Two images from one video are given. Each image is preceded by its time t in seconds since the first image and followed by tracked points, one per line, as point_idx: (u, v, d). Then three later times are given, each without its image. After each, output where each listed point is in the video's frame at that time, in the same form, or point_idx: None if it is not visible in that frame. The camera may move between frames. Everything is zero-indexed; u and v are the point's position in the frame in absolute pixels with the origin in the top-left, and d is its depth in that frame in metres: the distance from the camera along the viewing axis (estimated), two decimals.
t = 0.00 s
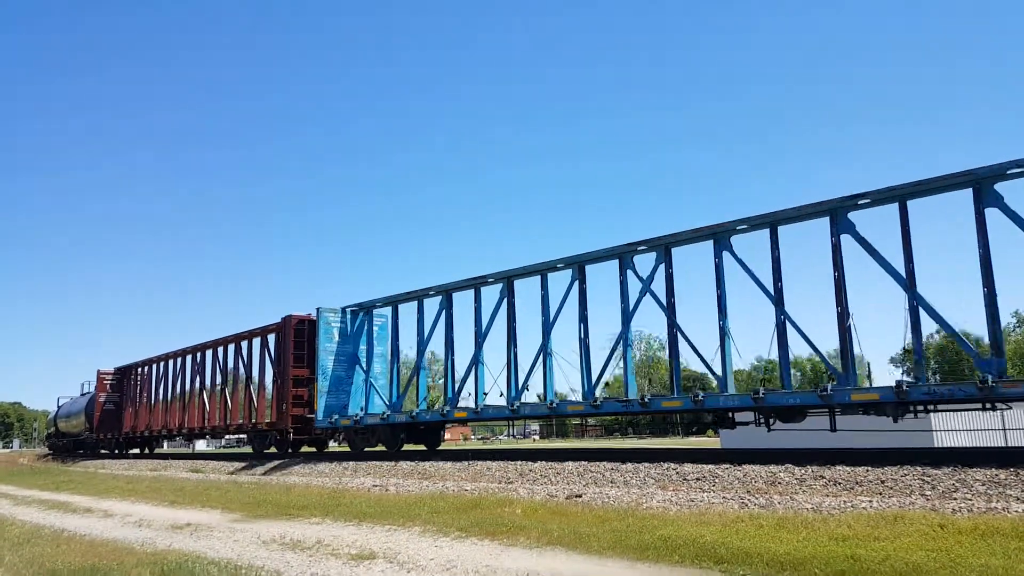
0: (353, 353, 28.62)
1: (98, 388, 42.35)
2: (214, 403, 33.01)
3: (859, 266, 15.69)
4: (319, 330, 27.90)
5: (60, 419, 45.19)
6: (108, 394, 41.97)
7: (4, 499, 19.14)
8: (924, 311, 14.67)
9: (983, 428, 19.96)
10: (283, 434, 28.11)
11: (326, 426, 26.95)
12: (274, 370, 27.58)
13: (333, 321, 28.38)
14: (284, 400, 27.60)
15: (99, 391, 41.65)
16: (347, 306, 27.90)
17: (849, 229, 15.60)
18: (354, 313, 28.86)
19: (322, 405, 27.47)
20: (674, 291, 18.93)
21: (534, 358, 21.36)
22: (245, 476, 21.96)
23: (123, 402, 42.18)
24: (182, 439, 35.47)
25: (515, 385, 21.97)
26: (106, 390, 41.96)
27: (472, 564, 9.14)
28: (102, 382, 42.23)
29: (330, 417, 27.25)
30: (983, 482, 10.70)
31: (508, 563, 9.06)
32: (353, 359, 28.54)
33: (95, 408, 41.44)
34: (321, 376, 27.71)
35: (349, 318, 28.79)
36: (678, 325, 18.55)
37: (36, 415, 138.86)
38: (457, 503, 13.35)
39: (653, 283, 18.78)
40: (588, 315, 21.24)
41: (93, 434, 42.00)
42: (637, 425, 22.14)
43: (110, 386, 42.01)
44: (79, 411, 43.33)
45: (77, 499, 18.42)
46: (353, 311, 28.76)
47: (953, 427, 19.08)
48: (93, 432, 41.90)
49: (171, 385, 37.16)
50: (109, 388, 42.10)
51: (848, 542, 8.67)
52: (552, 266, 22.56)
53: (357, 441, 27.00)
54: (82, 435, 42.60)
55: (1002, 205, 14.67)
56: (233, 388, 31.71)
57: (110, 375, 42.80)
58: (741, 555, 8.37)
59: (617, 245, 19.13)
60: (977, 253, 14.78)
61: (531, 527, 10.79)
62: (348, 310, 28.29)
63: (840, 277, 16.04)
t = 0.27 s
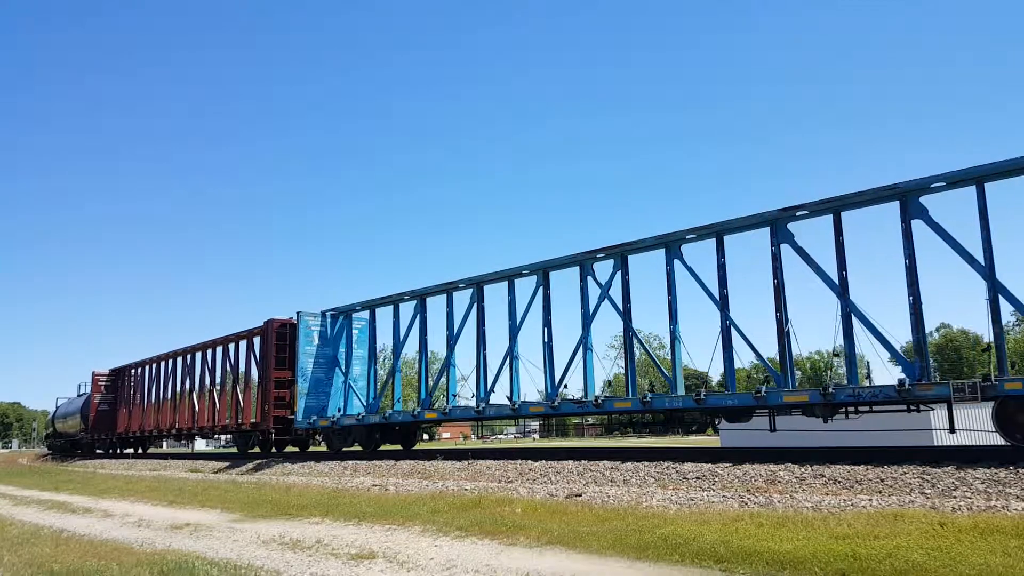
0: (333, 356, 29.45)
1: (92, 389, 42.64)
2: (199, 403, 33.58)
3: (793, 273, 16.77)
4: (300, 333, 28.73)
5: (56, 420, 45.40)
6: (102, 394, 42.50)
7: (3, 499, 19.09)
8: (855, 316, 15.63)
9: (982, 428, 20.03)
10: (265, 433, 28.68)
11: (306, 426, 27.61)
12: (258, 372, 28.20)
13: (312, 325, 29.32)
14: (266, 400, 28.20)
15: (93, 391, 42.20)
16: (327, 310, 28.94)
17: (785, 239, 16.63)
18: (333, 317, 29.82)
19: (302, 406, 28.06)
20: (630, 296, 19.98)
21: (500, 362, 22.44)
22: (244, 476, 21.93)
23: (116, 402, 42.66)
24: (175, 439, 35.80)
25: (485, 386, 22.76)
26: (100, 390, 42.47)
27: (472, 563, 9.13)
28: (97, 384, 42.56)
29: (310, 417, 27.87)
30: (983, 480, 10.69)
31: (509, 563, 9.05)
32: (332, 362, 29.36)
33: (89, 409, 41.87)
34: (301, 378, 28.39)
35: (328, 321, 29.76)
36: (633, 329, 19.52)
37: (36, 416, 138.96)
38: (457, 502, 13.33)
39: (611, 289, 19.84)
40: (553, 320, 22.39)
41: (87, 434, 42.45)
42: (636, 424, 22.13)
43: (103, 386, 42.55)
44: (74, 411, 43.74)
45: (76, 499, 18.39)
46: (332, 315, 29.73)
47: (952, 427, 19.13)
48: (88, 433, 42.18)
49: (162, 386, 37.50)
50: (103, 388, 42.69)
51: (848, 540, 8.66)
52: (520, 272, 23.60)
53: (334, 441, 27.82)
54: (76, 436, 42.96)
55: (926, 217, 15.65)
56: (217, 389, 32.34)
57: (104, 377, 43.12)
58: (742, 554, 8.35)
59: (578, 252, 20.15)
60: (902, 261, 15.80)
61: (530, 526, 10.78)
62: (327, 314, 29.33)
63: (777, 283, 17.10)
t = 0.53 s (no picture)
0: (314, 360, 30.27)
1: (89, 392, 43.10)
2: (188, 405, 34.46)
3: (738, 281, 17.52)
4: (281, 338, 29.49)
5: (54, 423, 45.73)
6: (97, 396, 42.99)
7: (3, 501, 19.08)
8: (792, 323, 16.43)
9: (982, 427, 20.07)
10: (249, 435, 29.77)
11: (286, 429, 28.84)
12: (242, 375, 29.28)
13: (294, 330, 30.04)
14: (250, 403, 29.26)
15: (89, 393, 42.89)
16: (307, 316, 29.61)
17: (730, 249, 17.44)
18: (314, 322, 30.51)
19: (283, 410, 29.22)
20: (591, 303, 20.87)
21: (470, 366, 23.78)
22: (245, 476, 21.94)
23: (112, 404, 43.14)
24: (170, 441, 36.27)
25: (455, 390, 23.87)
26: (96, 392, 42.96)
27: (472, 563, 9.15)
28: (94, 387, 43.03)
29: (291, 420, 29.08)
30: (983, 480, 10.70)
31: (509, 563, 9.05)
32: (313, 365, 30.19)
33: (86, 410, 42.37)
34: (283, 383, 29.42)
35: (309, 326, 30.50)
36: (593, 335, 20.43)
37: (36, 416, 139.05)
38: (458, 502, 13.34)
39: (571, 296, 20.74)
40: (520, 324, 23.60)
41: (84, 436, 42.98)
42: (637, 424, 22.05)
43: (99, 389, 43.19)
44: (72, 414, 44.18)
45: (77, 500, 18.38)
46: (312, 320, 30.42)
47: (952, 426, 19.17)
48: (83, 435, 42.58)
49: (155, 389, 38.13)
50: (99, 391, 43.43)
51: (848, 540, 8.67)
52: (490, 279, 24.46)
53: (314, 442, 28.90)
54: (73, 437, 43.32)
55: (857, 228, 16.43)
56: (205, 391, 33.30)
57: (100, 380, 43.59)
58: (743, 554, 8.35)
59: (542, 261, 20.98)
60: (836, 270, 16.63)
61: (530, 526, 10.79)
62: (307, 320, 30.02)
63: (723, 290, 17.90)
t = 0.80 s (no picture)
0: (297, 363, 31.35)
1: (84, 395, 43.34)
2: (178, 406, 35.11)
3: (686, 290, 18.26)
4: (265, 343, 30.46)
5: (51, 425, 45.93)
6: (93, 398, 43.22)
7: (3, 502, 19.06)
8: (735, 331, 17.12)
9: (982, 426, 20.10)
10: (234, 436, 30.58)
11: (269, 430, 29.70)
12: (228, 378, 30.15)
13: (277, 334, 31.09)
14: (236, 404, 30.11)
15: (85, 395, 43.09)
16: (290, 321, 30.69)
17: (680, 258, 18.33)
18: (297, 326, 31.59)
19: (266, 411, 30.12)
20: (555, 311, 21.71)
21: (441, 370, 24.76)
22: (245, 477, 21.94)
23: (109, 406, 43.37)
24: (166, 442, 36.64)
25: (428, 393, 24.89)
26: (92, 394, 43.19)
27: (473, 564, 9.14)
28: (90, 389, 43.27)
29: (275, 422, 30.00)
30: (984, 480, 10.68)
31: (510, 564, 9.04)
32: (296, 368, 31.28)
33: (82, 411, 42.53)
34: (266, 385, 30.36)
35: (292, 330, 31.55)
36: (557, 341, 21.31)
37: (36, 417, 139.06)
38: (458, 503, 13.33)
39: (535, 303, 21.73)
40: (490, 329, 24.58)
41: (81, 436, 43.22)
42: (637, 423, 21.90)
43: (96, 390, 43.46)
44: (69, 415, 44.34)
45: (77, 501, 18.36)
46: (295, 325, 31.49)
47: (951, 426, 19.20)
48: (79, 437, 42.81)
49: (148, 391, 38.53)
50: (95, 393, 43.60)
51: (850, 540, 8.66)
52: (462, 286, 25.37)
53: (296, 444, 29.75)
54: (70, 438, 43.43)
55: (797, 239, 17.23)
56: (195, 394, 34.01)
57: (96, 383, 43.84)
58: (744, 554, 8.35)
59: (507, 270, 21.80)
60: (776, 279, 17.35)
61: (531, 527, 10.77)
62: (291, 324, 31.09)
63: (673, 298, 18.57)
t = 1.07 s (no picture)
0: (280, 369, 32.24)
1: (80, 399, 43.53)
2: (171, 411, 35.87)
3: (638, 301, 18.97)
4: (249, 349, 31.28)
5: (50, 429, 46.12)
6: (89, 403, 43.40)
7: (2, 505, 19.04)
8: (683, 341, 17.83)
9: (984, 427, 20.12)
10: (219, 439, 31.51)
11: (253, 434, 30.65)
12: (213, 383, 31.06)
13: (261, 341, 31.97)
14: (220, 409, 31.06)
15: (80, 399, 43.33)
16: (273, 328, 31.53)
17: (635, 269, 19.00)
18: (280, 332, 32.44)
19: (250, 416, 31.07)
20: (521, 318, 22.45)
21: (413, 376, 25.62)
22: (244, 480, 21.93)
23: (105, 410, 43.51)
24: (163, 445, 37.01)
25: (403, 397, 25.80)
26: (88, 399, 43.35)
27: (473, 566, 9.13)
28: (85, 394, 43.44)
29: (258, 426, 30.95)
30: (984, 481, 10.67)
31: (509, 566, 9.04)
32: (279, 373, 32.18)
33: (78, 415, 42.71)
34: (250, 390, 31.27)
35: (275, 336, 32.40)
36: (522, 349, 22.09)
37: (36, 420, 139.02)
38: (458, 505, 13.33)
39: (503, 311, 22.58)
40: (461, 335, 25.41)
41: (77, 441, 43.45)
42: (637, 423, 21.70)
43: (91, 395, 43.67)
44: (65, 419, 44.54)
45: (76, 504, 18.34)
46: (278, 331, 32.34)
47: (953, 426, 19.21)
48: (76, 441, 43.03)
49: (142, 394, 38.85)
50: (90, 397, 43.82)
51: (849, 541, 8.66)
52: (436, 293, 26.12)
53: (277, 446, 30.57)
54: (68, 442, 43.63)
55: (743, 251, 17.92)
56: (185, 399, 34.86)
57: (92, 387, 44.02)
58: (743, 555, 8.35)
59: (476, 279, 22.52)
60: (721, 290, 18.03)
61: (531, 529, 10.77)
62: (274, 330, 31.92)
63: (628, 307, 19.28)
